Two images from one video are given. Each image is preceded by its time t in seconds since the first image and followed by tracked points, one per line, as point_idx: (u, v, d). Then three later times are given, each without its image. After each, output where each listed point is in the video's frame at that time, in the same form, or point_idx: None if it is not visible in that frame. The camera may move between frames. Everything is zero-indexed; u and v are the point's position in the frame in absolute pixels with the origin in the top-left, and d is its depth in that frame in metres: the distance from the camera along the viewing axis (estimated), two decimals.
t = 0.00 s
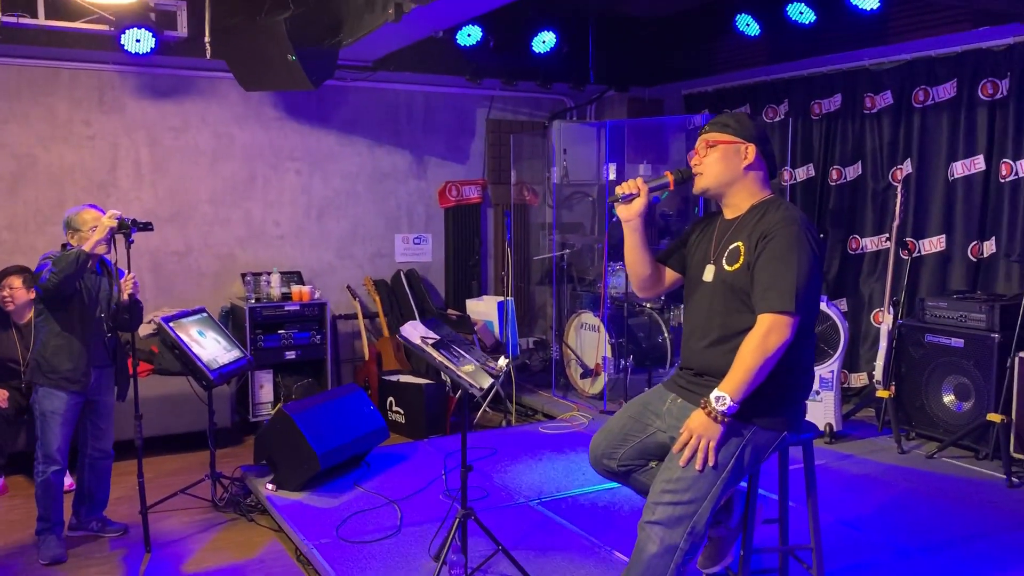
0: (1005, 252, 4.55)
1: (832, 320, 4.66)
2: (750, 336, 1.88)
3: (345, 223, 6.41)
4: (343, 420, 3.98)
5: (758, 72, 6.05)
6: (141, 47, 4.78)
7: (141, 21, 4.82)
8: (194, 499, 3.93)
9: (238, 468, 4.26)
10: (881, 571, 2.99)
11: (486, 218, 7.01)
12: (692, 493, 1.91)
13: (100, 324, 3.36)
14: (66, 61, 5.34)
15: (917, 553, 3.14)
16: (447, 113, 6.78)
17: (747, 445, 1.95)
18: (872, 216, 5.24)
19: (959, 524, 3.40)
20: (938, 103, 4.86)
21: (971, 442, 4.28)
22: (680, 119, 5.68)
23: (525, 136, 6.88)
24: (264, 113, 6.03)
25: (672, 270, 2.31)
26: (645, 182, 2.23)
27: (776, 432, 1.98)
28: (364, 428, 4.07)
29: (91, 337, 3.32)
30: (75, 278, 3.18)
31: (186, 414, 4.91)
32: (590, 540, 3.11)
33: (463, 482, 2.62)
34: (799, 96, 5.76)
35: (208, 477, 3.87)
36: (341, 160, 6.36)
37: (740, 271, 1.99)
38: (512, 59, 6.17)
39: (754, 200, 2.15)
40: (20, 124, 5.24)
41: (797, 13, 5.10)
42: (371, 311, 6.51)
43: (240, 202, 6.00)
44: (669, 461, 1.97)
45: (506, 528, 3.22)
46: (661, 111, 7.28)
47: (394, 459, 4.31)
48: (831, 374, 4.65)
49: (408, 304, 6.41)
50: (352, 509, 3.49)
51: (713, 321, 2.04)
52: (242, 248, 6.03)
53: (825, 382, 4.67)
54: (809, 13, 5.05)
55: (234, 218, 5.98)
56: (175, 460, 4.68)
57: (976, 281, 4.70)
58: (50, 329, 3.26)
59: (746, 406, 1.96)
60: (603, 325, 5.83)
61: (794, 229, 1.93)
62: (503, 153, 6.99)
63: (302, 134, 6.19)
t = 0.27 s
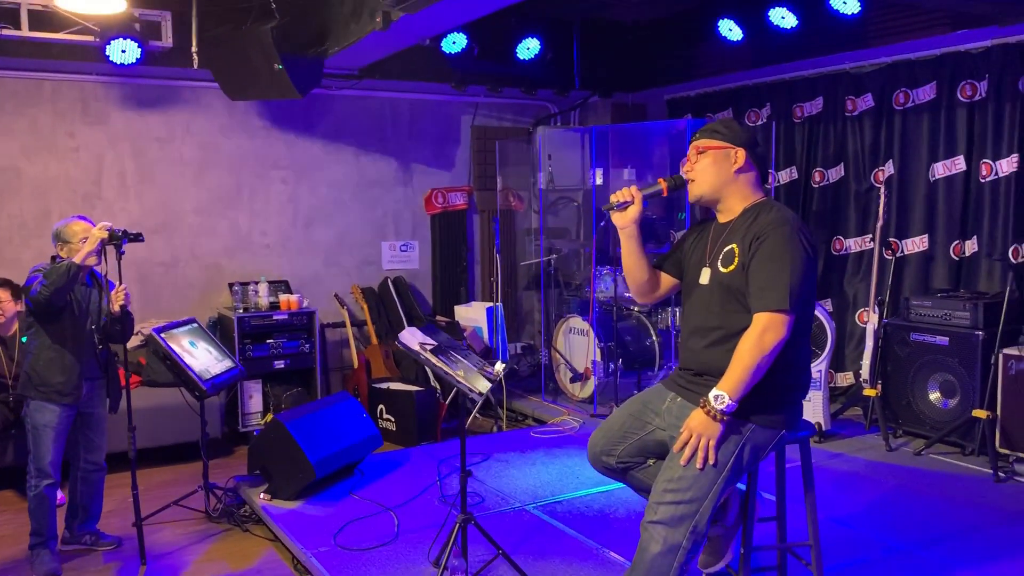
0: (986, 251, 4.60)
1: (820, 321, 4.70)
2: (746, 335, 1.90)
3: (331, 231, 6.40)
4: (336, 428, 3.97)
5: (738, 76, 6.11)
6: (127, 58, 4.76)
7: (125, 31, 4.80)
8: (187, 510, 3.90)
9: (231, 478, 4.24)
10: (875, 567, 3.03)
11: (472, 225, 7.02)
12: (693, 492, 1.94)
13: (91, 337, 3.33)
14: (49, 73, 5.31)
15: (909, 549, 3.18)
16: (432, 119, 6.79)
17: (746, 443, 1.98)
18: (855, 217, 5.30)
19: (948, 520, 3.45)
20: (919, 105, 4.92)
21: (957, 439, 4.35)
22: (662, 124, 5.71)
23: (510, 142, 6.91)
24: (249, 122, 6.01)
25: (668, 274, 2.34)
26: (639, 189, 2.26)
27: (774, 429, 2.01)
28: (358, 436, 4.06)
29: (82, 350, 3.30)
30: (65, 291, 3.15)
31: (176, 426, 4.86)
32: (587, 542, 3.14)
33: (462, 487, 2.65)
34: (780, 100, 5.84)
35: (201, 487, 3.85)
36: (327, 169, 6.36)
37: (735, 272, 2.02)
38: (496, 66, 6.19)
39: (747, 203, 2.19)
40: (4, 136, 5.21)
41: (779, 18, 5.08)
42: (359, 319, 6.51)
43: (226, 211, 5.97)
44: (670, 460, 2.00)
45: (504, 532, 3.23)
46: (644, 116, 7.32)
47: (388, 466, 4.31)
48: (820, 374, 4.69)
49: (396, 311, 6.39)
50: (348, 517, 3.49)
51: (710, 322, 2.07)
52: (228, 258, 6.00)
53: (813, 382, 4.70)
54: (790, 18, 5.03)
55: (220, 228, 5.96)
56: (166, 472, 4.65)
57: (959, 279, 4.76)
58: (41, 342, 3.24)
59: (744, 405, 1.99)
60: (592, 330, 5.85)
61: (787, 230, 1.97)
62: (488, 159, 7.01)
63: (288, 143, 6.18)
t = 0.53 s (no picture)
0: (968, 253, 4.66)
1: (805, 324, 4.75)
2: (737, 334, 1.93)
3: (318, 236, 6.39)
4: (326, 433, 3.97)
5: (723, 81, 6.16)
6: (113, 63, 4.80)
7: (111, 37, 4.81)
8: (177, 517, 3.88)
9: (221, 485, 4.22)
10: (863, 565, 3.06)
11: (458, 230, 7.03)
12: (689, 493, 1.96)
13: (79, 344, 3.32)
14: (33, 79, 5.27)
15: (897, 548, 3.21)
16: (419, 125, 6.80)
17: (740, 444, 2.01)
18: (839, 220, 5.36)
19: (934, 519, 3.49)
20: (901, 109, 4.99)
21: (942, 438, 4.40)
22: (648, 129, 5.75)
23: (496, 147, 6.92)
24: (235, 128, 6.00)
25: (661, 281, 2.36)
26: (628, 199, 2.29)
27: (767, 429, 2.04)
28: (348, 441, 4.06)
29: (71, 356, 3.28)
30: (54, 297, 3.14)
31: (163, 434, 4.83)
32: (579, 544, 3.16)
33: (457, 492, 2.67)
34: (763, 104, 5.90)
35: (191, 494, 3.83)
36: (313, 174, 6.34)
37: (726, 273, 2.05)
38: (483, 71, 6.21)
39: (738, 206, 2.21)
40: None
41: (762, 24, 5.23)
42: (346, 324, 6.49)
43: (213, 217, 5.95)
44: (666, 461, 2.02)
45: (497, 536, 3.24)
46: (628, 121, 7.37)
47: (378, 471, 4.31)
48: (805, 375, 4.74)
49: (383, 316, 6.38)
50: (340, 522, 3.49)
51: (703, 324, 2.10)
52: (215, 263, 5.97)
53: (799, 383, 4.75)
54: (775, 24, 5.18)
55: (206, 234, 5.93)
56: (154, 479, 4.62)
57: (941, 281, 4.82)
58: (29, 349, 3.22)
59: (737, 405, 2.02)
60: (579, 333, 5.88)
61: (776, 230, 2.00)
62: (475, 164, 7.02)
63: (274, 148, 6.17)
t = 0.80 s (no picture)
0: (950, 255, 4.71)
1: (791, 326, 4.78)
2: (726, 333, 1.94)
3: (303, 239, 6.35)
4: (313, 437, 3.95)
5: (707, 85, 6.19)
6: (96, 65, 4.83)
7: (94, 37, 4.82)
8: (162, 523, 3.84)
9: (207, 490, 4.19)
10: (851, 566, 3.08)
11: (444, 232, 7.01)
12: (682, 494, 1.97)
13: (63, 348, 3.28)
14: (14, 80, 5.21)
15: (884, 548, 3.24)
16: (404, 127, 6.77)
17: (732, 445, 2.02)
18: (822, 223, 5.40)
19: (920, 519, 3.52)
20: (884, 113, 5.04)
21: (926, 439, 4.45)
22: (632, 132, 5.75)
23: (481, 150, 6.92)
24: (219, 130, 5.95)
25: (654, 286, 2.37)
26: (619, 205, 2.29)
27: (758, 429, 2.05)
28: (334, 445, 4.03)
29: (55, 361, 3.24)
30: (38, 301, 3.09)
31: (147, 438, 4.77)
32: (568, 546, 3.16)
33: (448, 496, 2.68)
34: (748, 108, 5.94)
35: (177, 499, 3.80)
36: (298, 177, 6.31)
37: (716, 273, 2.06)
38: (468, 74, 6.20)
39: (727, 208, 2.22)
40: None
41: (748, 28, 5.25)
42: (331, 327, 6.46)
43: (197, 220, 5.91)
44: (658, 463, 2.03)
45: (487, 539, 3.24)
46: (613, 125, 7.39)
47: (366, 475, 4.29)
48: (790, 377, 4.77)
49: (368, 319, 6.35)
50: (327, 527, 3.46)
51: (694, 325, 2.10)
52: (199, 266, 5.93)
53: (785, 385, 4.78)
54: (759, 28, 5.21)
55: (190, 236, 5.88)
56: (138, 484, 4.57)
57: (924, 283, 4.87)
58: (12, 354, 3.18)
59: (729, 406, 2.03)
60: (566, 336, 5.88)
61: (764, 229, 2.00)
62: (460, 167, 7.01)
63: (258, 150, 6.13)
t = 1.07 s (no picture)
0: (932, 256, 4.75)
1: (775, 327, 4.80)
2: (714, 333, 1.93)
3: (284, 243, 6.29)
4: (296, 443, 3.90)
5: (688, 87, 6.20)
6: (73, 68, 4.85)
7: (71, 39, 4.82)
8: (144, 532, 3.78)
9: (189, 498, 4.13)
10: (839, 567, 3.08)
11: (426, 236, 6.96)
12: (673, 496, 1.96)
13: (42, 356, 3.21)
14: None
15: (871, 548, 3.25)
16: (385, 130, 6.73)
17: (724, 447, 2.01)
18: (804, 224, 5.43)
19: (906, 519, 3.54)
20: (864, 115, 5.08)
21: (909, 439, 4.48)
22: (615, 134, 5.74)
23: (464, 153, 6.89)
24: (199, 134, 5.89)
25: (648, 291, 2.37)
26: (607, 214, 2.28)
27: (750, 430, 2.04)
28: (318, 451, 4.00)
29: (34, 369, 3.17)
30: (17, 308, 3.03)
31: (127, 447, 4.70)
32: (557, 550, 3.14)
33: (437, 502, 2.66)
34: (729, 111, 5.97)
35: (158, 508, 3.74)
36: (278, 180, 6.25)
37: (704, 273, 2.06)
38: (450, 77, 6.18)
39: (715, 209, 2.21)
40: None
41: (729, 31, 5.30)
42: (313, 332, 6.40)
43: (176, 224, 5.83)
44: (649, 465, 2.02)
45: (475, 543, 3.22)
46: (595, 128, 7.38)
47: (350, 481, 4.25)
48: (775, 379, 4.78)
49: (351, 324, 6.30)
50: (312, 534, 3.42)
51: (683, 326, 2.09)
52: (179, 272, 5.85)
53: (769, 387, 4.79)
54: (741, 30, 5.25)
55: (170, 241, 5.81)
56: (118, 493, 4.50)
57: (906, 284, 4.90)
58: None
59: (719, 407, 2.02)
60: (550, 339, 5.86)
61: (751, 229, 2.00)
62: (442, 170, 6.97)
63: (238, 154, 6.07)
